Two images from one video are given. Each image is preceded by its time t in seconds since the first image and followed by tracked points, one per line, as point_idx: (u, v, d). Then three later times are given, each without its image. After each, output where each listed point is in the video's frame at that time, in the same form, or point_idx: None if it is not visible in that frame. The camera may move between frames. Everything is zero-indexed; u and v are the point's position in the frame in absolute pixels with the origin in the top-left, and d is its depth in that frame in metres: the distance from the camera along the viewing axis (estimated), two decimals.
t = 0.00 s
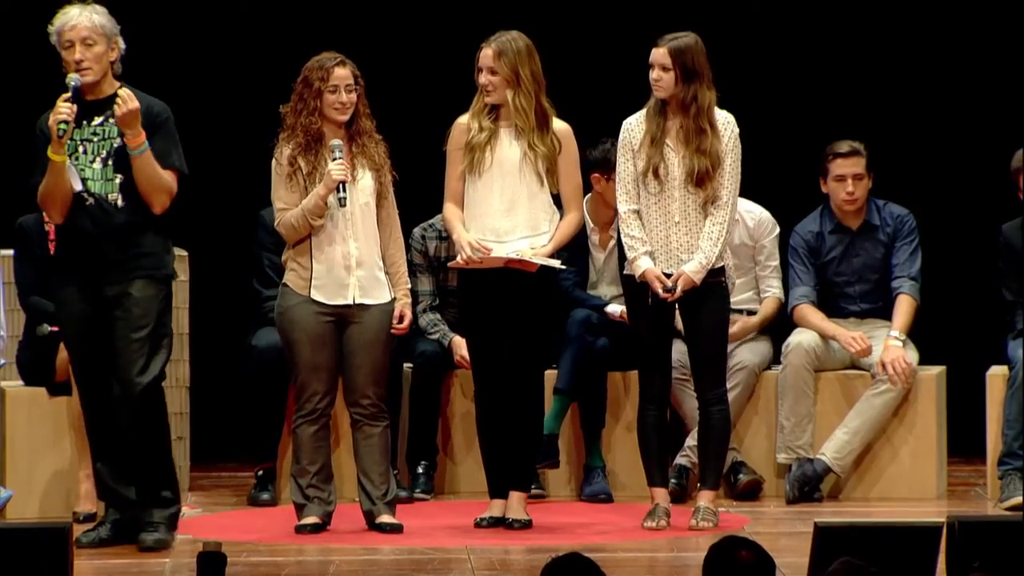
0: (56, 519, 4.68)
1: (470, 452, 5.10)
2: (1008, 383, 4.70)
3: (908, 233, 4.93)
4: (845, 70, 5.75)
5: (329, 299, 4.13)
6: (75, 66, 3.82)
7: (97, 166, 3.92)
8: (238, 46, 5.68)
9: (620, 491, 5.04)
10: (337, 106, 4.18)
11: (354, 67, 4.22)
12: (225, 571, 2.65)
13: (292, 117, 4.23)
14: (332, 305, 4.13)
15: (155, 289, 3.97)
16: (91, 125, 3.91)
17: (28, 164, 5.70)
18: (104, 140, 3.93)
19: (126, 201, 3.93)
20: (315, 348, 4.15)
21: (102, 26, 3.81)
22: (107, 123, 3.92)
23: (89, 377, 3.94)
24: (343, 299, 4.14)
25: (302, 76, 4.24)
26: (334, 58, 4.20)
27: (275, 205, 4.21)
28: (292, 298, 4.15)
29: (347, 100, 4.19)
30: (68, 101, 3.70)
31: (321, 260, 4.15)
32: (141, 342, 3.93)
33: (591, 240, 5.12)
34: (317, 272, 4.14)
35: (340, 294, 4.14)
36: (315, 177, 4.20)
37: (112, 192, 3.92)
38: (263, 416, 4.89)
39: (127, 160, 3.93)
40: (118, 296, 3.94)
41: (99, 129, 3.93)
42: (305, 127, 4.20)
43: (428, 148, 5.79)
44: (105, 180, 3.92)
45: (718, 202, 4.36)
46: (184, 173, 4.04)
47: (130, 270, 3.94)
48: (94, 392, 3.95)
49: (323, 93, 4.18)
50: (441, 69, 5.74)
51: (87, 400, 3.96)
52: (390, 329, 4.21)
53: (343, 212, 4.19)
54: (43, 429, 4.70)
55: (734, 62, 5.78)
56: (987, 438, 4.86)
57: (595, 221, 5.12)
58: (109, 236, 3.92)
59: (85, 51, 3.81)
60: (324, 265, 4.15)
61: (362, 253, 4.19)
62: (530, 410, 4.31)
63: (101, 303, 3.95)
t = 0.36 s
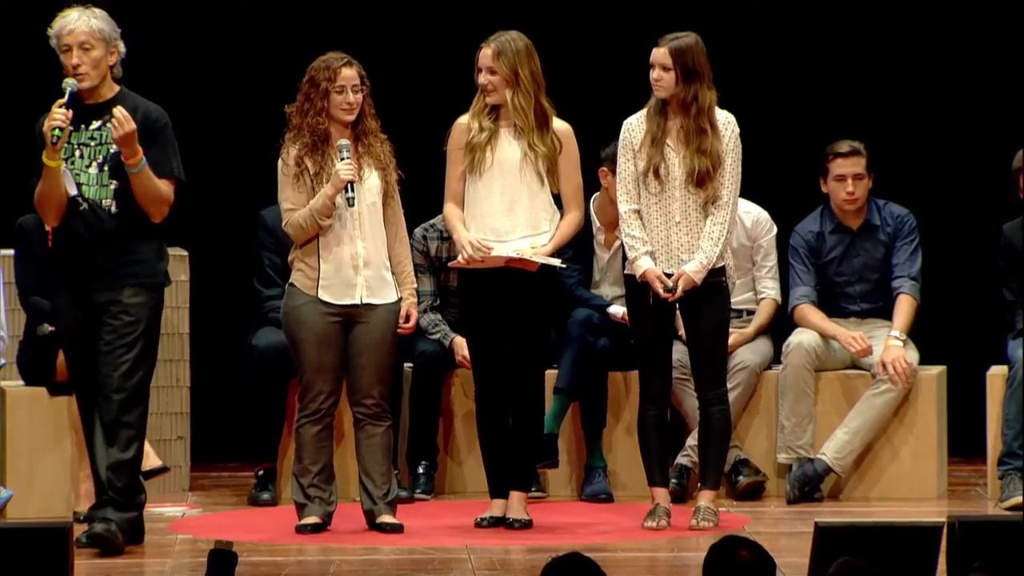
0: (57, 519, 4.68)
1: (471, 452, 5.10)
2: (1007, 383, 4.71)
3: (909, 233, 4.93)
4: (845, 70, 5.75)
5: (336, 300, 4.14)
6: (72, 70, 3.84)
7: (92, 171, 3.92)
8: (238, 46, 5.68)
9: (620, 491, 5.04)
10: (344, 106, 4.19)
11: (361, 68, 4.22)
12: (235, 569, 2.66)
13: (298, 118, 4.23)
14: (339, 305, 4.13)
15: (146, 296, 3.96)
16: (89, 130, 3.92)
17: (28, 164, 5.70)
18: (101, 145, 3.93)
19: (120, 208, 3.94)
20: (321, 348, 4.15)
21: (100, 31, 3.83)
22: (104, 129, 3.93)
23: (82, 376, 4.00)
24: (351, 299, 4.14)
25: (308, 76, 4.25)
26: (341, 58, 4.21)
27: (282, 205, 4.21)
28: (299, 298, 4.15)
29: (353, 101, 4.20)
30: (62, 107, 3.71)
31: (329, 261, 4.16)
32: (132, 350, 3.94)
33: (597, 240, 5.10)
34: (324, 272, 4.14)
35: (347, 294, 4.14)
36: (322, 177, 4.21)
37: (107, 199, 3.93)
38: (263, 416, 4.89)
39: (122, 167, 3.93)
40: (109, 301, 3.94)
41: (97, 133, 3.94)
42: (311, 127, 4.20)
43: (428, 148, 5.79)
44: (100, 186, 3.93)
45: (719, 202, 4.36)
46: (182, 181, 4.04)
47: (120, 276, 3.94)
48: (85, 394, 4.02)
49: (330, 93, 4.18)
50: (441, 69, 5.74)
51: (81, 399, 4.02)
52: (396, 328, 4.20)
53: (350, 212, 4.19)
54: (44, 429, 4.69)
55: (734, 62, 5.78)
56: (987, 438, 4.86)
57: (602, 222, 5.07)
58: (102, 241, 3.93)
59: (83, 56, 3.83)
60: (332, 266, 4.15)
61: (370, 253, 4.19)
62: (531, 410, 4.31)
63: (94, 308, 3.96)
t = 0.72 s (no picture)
0: (56, 519, 4.67)
1: (472, 453, 5.10)
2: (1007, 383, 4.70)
3: (909, 233, 4.92)
4: (843, 69, 5.75)
5: (341, 300, 4.14)
6: (80, 61, 3.79)
7: (94, 168, 3.88)
8: (238, 46, 5.68)
9: (620, 491, 5.04)
10: (348, 105, 4.19)
11: (367, 67, 4.23)
12: None
13: (303, 117, 4.23)
14: (345, 305, 4.13)
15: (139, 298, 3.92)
16: (93, 126, 3.89)
17: (28, 163, 5.70)
18: (105, 142, 3.89)
19: (120, 207, 3.90)
20: (324, 347, 4.15)
21: (112, 26, 3.78)
22: (110, 126, 3.90)
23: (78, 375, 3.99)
24: (356, 299, 4.14)
25: (314, 75, 4.26)
26: (347, 58, 4.22)
27: (288, 205, 4.21)
28: (304, 298, 4.15)
29: (358, 100, 4.20)
30: (67, 100, 3.66)
31: (334, 260, 4.16)
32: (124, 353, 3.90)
33: (598, 239, 5.10)
34: (329, 273, 4.14)
35: (353, 295, 4.14)
36: (327, 177, 4.20)
37: (107, 196, 3.89)
38: (263, 416, 4.89)
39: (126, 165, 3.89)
40: (102, 301, 3.89)
41: (102, 130, 3.90)
42: (317, 126, 4.21)
43: (429, 148, 5.79)
44: (101, 183, 3.88)
45: (719, 202, 4.36)
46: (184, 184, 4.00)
47: (114, 277, 3.89)
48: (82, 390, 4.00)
49: (335, 92, 4.19)
50: (441, 68, 5.74)
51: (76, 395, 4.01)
52: (400, 329, 4.21)
53: (355, 212, 4.19)
54: (43, 429, 4.70)
55: (735, 61, 5.78)
56: (987, 438, 4.86)
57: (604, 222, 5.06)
58: (101, 240, 3.89)
59: (92, 49, 3.78)
60: (337, 266, 4.15)
61: (374, 253, 4.19)
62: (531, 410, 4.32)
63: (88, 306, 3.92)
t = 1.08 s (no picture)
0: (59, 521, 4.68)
1: (474, 455, 5.10)
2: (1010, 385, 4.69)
3: (911, 235, 4.92)
4: (844, 70, 5.75)
5: (349, 302, 4.16)
6: (95, 64, 3.76)
7: (108, 170, 3.83)
8: (239, 47, 5.68)
9: (623, 493, 5.04)
10: (352, 108, 4.21)
11: (375, 69, 4.24)
12: None
13: (315, 119, 4.26)
14: (352, 307, 4.15)
15: (143, 303, 3.88)
16: (108, 128, 3.84)
17: (29, 164, 5.70)
18: (119, 145, 3.85)
19: (133, 211, 3.85)
20: (331, 347, 4.18)
21: (128, 29, 3.75)
22: (124, 128, 3.85)
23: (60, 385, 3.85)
24: (363, 302, 4.16)
25: (326, 77, 4.29)
26: (356, 60, 4.23)
27: (298, 205, 4.25)
28: (311, 298, 4.18)
29: (364, 103, 4.22)
30: (85, 102, 3.62)
31: (341, 262, 4.19)
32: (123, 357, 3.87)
33: (601, 241, 5.09)
34: (336, 275, 4.17)
35: (359, 297, 4.17)
36: (334, 177, 4.23)
37: (120, 200, 3.84)
38: (266, 418, 4.90)
39: (141, 168, 3.85)
40: (106, 306, 3.84)
41: (116, 133, 3.85)
42: (324, 127, 4.23)
43: (430, 150, 5.78)
44: (115, 186, 3.83)
45: (721, 204, 4.38)
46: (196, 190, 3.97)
47: (122, 283, 3.84)
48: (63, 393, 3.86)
49: (342, 94, 4.22)
50: (442, 70, 5.73)
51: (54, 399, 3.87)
52: (407, 332, 4.22)
53: (362, 215, 4.21)
54: (45, 432, 4.69)
55: (736, 63, 5.78)
56: (990, 440, 4.87)
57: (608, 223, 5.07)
58: (114, 243, 3.83)
59: (109, 51, 3.75)
60: (344, 268, 4.18)
61: (382, 256, 4.21)
62: (534, 412, 4.32)
63: (93, 309, 3.86)
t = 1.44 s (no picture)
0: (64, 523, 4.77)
1: (479, 456, 5.09)
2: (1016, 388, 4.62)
3: (916, 237, 4.92)
4: (846, 71, 5.74)
5: (358, 304, 4.22)
6: (106, 66, 3.68)
7: (118, 173, 3.77)
8: (240, 47, 5.67)
9: (628, 495, 5.03)
10: (361, 110, 4.26)
11: (386, 72, 4.28)
12: None
13: (331, 121, 4.34)
14: (361, 309, 4.22)
15: (149, 308, 3.81)
16: (118, 130, 3.77)
17: (31, 165, 5.70)
18: (129, 147, 3.78)
19: (144, 213, 3.78)
20: (340, 349, 4.23)
21: (140, 30, 3.68)
22: (134, 130, 3.78)
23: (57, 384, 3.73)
24: (372, 304, 4.23)
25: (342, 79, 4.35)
26: (367, 63, 4.28)
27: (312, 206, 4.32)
28: (323, 299, 4.25)
29: (374, 105, 4.26)
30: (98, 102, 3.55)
31: (352, 264, 4.25)
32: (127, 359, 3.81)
33: (606, 243, 5.06)
34: (347, 276, 4.24)
35: (369, 299, 4.23)
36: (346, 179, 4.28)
37: (131, 203, 3.77)
38: (271, 420, 4.90)
39: (152, 171, 3.79)
40: (113, 308, 3.78)
41: (125, 135, 3.78)
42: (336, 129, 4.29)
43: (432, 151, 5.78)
44: (125, 189, 3.77)
45: (726, 206, 4.39)
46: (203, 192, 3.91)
47: (131, 287, 3.78)
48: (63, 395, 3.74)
49: (352, 96, 4.27)
50: (445, 71, 5.73)
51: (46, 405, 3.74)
52: (418, 335, 4.27)
53: (373, 217, 4.27)
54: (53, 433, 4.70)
55: (739, 64, 5.78)
56: (994, 442, 4.87)
57: (613, 225, 5.05)
58: (125, 245, 3.77)
59: (120, 53, 3.68)
60: (354, 270, 4.24)
61: (392, 258, 4.26)
62: (539, 414, 4.33)
63: (106, 310, 3.78)
